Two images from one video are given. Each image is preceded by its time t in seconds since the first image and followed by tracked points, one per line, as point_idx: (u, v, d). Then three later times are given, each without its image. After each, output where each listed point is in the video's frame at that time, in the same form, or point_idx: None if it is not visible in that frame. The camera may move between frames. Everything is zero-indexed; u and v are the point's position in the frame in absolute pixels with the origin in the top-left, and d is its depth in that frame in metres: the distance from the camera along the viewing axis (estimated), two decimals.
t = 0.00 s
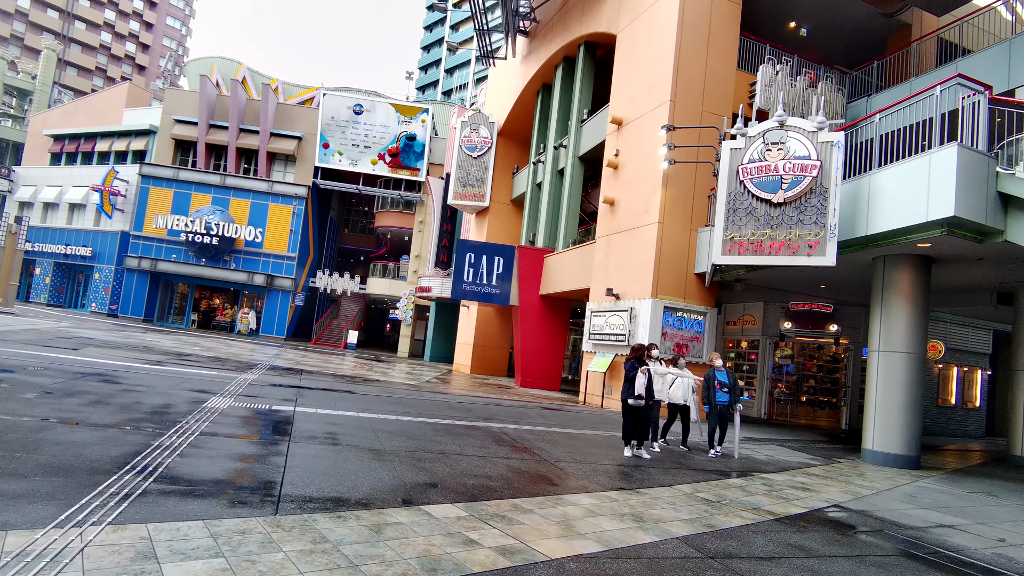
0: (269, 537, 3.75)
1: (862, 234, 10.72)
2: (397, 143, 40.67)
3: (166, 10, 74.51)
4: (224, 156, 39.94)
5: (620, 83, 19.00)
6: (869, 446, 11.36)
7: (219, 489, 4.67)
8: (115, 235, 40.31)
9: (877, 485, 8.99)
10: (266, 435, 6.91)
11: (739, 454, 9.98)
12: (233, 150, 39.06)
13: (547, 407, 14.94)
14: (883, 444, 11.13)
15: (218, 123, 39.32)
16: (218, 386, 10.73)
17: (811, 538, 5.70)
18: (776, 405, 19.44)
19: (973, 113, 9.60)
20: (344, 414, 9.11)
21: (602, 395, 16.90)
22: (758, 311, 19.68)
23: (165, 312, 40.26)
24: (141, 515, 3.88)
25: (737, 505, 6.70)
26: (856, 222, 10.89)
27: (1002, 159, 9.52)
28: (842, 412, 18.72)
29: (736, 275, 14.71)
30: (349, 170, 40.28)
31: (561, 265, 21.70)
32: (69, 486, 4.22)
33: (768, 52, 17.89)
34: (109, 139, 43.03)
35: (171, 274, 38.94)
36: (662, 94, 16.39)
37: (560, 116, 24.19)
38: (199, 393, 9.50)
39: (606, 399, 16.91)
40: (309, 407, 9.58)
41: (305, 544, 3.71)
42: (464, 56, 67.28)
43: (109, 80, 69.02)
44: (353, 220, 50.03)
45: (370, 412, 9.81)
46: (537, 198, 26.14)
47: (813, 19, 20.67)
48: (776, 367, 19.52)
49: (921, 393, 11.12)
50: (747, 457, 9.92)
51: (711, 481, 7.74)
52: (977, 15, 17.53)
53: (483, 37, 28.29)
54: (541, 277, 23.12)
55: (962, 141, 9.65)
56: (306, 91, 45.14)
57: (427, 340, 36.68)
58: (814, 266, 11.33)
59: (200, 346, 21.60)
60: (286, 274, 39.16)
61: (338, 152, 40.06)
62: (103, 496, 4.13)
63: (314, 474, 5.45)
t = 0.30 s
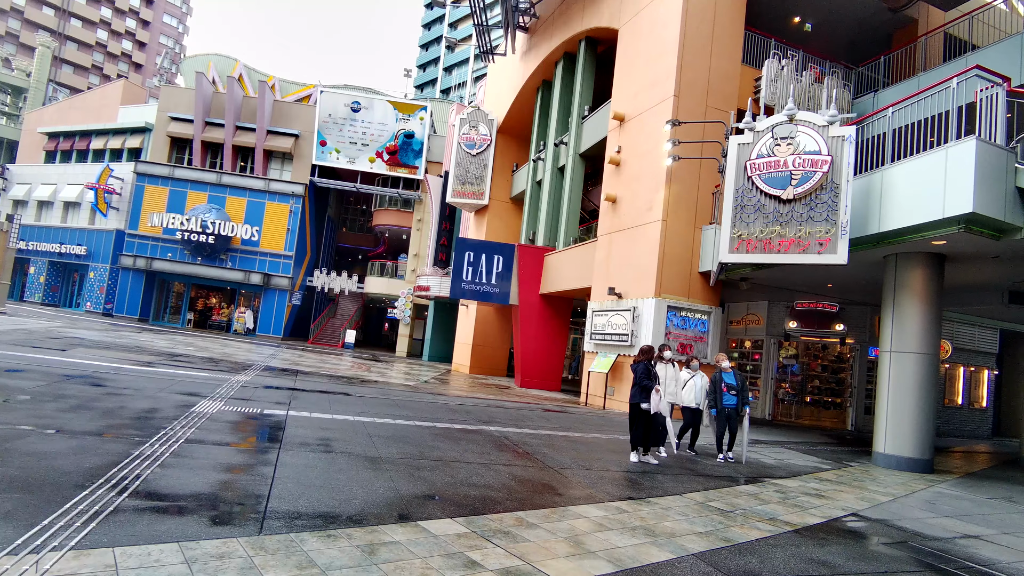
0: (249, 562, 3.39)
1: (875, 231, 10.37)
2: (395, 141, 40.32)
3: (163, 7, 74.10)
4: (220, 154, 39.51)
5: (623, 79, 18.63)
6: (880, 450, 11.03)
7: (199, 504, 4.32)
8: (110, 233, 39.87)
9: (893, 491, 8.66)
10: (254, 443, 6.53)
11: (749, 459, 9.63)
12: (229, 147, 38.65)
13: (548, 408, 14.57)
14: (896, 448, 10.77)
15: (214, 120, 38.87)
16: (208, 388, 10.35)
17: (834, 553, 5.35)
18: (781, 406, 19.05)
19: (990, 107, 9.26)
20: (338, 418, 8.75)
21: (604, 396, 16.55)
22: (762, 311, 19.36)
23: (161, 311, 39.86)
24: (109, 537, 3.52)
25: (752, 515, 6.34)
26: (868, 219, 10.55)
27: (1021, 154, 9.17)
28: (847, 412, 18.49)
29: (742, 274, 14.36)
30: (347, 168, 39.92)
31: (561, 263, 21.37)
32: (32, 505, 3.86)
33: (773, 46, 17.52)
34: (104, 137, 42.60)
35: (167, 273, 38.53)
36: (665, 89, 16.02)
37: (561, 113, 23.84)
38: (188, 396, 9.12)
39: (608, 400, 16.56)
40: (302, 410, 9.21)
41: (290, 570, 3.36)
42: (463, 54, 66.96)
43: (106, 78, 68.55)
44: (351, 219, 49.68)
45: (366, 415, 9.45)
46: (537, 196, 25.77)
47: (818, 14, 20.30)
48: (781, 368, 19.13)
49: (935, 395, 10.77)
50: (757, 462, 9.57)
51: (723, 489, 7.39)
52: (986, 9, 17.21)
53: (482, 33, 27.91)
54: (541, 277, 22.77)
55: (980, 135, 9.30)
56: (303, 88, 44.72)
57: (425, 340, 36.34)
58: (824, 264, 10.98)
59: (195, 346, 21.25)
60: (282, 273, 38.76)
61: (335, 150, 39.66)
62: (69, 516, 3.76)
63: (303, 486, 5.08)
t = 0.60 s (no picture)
0: None
1: (883, 224, 10.08)
2: (390, 136, 39.92)
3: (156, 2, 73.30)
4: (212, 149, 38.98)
5: (622, 70, 18.26)
6: (888, 450, 10.72)
7: (168, 514, 3.93)
8: (100, 229, 39.26)
9: (906, 493, 8.33)
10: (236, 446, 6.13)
11: (755, 460, 9.30)
12: (222, 142, 38.13)
13: (546, 407, 14.21)
14: (904, 447, 10.46)
15: (206, 115, 38.29)
16: (193, 387, 9.94)
17: (855, 562, 4.99)
18: (782, 404, 18.69)
19: (1004, 95, 8.92)
20: (328, 419, 8.36)
21: (603, 395, 16.20)
22: (762, 308, 19.04)
23: (152, 309, 39.31)
24: (59, 556, 3.13)
25: (763, 521, 6.00)
26: (876, 211, 10.24)
27: None
28: (849, 411, 18.25)
29: (744, 270, 14.05)
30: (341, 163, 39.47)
31: (559, 260, 21.01)
32: None
33: (775, 37, 17.15)
34: (95, 132, 41.96)
35: (158, 270, 37.96)
36: (666, 81, 15.64)
37: (558, 107, 23.48)
38: (169, 395, 8.70)
39: (607, 399, 16.22)
40: (290, 410, 8.82)
41: None
42: (459, 50, 66.58)
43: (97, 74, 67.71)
44: (346, 215, 49.23)
45: (358, 415, 9.07)
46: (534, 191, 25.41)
47: (819, 6, 19.96)
48: (782, 366, 18.79)
49: (945, 394, 10.45)
50: (763, 462, 9.24)
51: (731, 492, 7.04)
52: None
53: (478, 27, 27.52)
54: (539, 273, 22.42)
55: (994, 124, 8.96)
56: (297, 83, 44.21)
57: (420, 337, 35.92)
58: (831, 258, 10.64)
59: (184, 344, 20.79)
60: (275, 270, 38.22)
61: (329, 145, 39.19)
62: (16, 531, 3.36)
63: (284, 494, 4.69)
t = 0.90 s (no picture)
0: None
1: (896, 221, 9.77)
2: (388, 133, 39.53)
3: None
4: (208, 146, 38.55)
5: (624, 65, 17.90)
6: (899, 454, 10.44)
7: (141, 532, 3.59)
8: (94, 227, 38.80)
9: (924, 499, 8.01)
10: (222, 453, 5.78)
11: (764, 465, 8.98)
12: (217, 139, 37.70)
13: (546, 409, 13.87)
14: (916, 451, 10.16)
15: (201, 112, 37.89)
16: (182, 388, 9.57)
17: None
18: (785, 405, 18.38)
19: None
20: (321, 422, 8.01)
21: (605, 396, 15.88)
22: (766, 307, 18.70)
23: (147, 307, 38.87)
24: None
25: (781, 532, 5.67)
26: (889, 208, 9.93)
27: None
28: (854, 413, 17.94)
29: (749, 268, 13.73)
30: (338, 160, 39.07)
31: (559, 258, 20.68)
32: None
33: (781, 31, 16.80)
34: (89, 128, 41.50)
35: (153, 268, 37.52)
36: (669, 75, 15.28)
37: (558, 103, 23.14)
38: (156, 397, 8.34)
39: (609, 400, 15.90)
40: (282, 413, 8.46)
41: None
42: (457, 48, 66.19)
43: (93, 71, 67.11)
44: (343, 214, 48.82)
45: (353, 417, 8.71)
46: (533, 189, 25.07)
47: None
48: (786, 366, 18.45)
49: (958, 396, 10.13)
50: (772, 467, 8.93)
51: (744, 501, 6.71)
52: None
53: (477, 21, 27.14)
54: (538, 272, 22.10)
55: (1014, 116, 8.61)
56: (293, 79, 43.79)
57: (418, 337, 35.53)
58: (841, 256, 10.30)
59: (177, 344, 20.39)
60: (272, 269, 37.80)
61: (326, 142, 38.77)
62: None
63: (270, 507, 4.34)
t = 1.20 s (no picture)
0: None
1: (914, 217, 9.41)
2: (386, 131, 39.21)
3: None
4: (205, 143, 38.14)
5: (628, 60, 17.53)
6: (916, 458, 10.10)
7: (110, 557, 3.21)
8: (90, 225, 38.38)
9: (947, 507, 7.65)
10: (208, 462, 5.40)
11: (778, 470, 8.62)
12: (215, 137, 37.30)
13: (549, 411, 13.49)
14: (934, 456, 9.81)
15: (198, 109, 37.46)
16: (172, 390, 9.19)
17: None
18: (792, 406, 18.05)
19: None
20: (316, 426, 7.64)
21: (609, 398, 15.50)
22: (772, 307, 18.34)
23: (143, 307, 38.44)
24: None
25: (806, 546, 5.31)
26: (906, 203, 9.57)
27: None
28: (863, 415, 17.57)
29: (757, 267, 13.39)
30: (337, 158, 38.72)
31: (561, 257, 20.33)
32: None
33: (788, 24, 16.41)
34: (85, 126, 41.08)
35: (150, 267, 37.10)
36: (674, 69, 14.92)
37: (560, 100, 22.80)
38: (143, 401, 7.97)
39: (613, 402, 15.53)
40: (276, 417, 8.09)
41: None
42: (457, 47, 65.96)
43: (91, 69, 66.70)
44: (342, 213, 48.45)
45: (349, 422, 8.33)
46: (535, 187, 24.71)
47: None
48: (792, 366, 18.13)
49: (978, 399, 9.78)
50: (787, 473, 8.55)
51: (762, 511, 6.35)
52: None
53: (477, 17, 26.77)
54: (539, 270, 21.75)
55: None
56: (292, 77, 43.39)
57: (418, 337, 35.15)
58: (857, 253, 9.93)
59: (172, 344, 20.00)
60: (269, 268, 37.41)
61: (324, 140, 38.41)
62: None
63: (256, 525, 3.97)
